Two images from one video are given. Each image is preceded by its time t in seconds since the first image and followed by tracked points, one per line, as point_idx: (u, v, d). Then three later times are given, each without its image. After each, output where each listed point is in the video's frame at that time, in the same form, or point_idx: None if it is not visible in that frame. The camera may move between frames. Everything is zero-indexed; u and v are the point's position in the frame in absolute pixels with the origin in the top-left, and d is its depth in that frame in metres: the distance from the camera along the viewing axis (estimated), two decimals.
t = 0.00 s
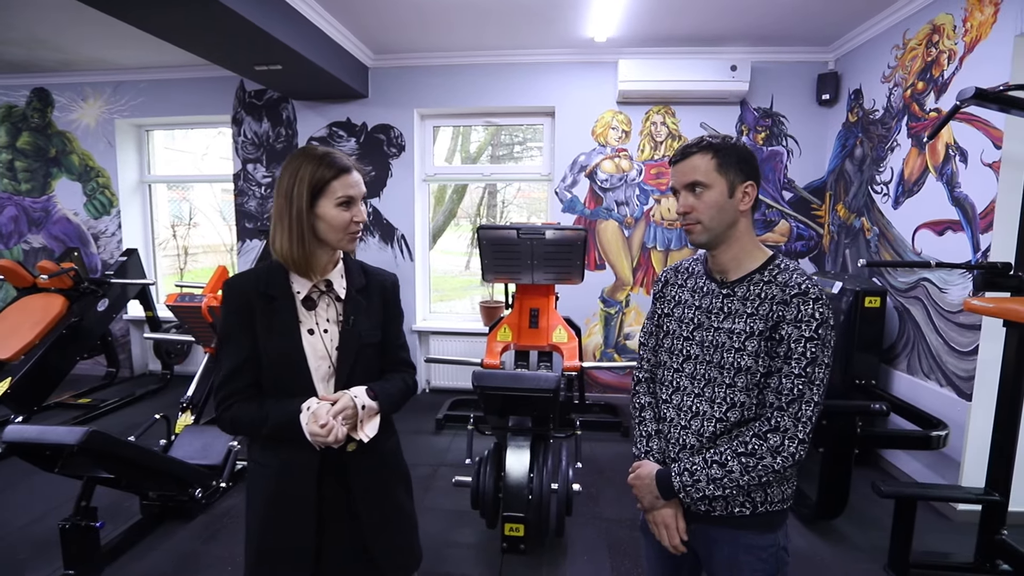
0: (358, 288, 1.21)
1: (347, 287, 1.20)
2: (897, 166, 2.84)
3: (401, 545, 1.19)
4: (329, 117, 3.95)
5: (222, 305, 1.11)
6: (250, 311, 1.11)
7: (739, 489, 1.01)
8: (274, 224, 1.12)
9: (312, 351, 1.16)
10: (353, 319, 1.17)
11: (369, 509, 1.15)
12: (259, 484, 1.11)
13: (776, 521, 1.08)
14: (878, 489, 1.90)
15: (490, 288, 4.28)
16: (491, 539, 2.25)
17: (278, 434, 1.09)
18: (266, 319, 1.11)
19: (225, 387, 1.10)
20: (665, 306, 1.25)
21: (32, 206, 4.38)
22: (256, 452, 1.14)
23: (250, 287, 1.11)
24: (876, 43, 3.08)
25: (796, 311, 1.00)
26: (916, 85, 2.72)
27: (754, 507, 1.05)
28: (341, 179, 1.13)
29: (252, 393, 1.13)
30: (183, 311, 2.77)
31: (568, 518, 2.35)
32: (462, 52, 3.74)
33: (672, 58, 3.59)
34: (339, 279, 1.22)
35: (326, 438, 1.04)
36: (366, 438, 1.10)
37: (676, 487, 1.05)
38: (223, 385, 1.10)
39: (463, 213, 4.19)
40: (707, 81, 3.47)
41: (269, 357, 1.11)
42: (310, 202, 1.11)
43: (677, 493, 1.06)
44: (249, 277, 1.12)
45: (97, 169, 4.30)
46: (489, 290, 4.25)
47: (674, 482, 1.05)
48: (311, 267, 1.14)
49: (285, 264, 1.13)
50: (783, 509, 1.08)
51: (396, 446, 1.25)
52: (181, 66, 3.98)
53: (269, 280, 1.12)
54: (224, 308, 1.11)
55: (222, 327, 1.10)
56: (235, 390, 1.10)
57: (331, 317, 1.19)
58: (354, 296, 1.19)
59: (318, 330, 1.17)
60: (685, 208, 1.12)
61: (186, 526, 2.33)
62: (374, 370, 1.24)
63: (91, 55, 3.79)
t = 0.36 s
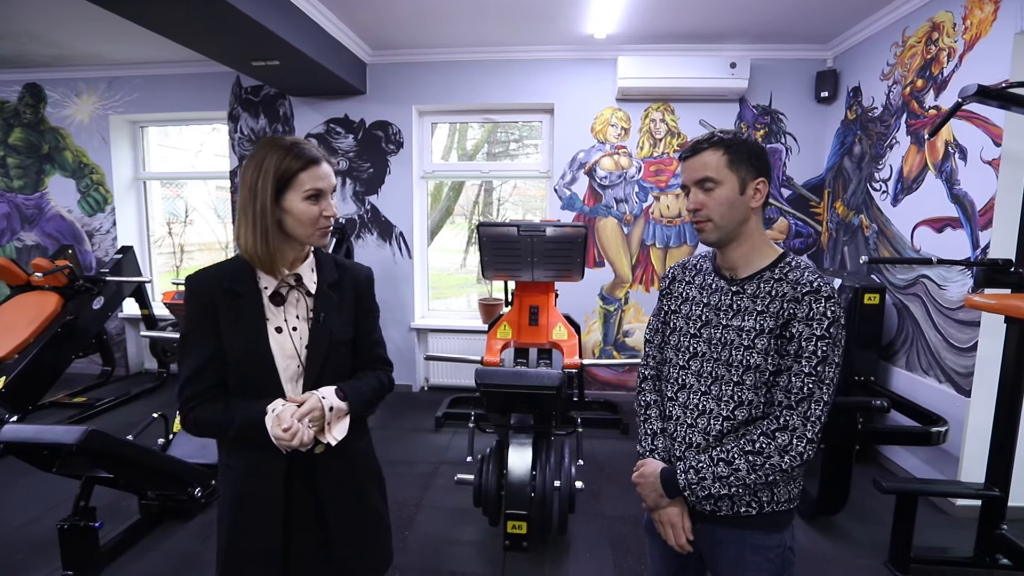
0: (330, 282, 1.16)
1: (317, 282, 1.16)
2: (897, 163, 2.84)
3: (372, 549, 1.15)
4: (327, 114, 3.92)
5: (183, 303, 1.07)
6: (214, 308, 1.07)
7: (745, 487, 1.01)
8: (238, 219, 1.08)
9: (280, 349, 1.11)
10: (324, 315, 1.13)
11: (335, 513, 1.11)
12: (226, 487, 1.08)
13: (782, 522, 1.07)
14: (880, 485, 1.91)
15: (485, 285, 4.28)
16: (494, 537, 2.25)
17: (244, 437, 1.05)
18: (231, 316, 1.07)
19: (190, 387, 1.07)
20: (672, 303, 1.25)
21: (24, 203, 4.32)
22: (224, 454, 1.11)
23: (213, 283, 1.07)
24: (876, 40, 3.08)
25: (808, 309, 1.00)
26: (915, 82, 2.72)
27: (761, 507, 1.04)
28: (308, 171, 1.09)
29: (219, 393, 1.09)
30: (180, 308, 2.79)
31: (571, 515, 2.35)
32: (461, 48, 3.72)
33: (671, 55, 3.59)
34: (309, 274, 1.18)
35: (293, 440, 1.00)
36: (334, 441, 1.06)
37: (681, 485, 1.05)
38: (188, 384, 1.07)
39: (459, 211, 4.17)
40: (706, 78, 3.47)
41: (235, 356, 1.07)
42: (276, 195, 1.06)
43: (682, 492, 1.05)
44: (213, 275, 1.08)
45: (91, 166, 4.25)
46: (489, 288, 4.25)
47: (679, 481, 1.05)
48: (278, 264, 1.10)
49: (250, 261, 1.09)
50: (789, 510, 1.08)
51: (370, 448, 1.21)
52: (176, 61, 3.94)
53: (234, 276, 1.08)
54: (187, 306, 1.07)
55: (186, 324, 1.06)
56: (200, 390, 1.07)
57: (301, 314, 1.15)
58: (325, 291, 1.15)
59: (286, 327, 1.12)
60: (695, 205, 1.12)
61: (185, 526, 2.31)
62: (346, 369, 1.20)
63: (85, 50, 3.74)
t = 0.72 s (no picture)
0: (306, 287, 1.14)
1: (294, 287, 1.14)
2: (896, 163, 2.86)
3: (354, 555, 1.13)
4: (326, 112, 3.91)
5: (154, 311, 1.02)
6: (186, 316, 1.02)
7: (744, 491, 1.01)
8: (208, 221, 1.05)
9: (257, 356, 1.08)
10: (301, 321, 1.11)
11: (318, 518, 1.10)
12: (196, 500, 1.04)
13: (780, 524, 1.08)
14: (880, 482, 1.95)
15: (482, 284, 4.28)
16: (496, 536, 2.25)
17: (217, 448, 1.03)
18: (205, 322, 1.03)
19: (160, 396, 1.03)
20: (674, 302, 1.25)
21: (20, 202, 4.29)
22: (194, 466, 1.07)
23: (186, 289, 1.03)
24: (875, 40, 3.09)
25: (807, 316, 1.00)
26: (914, 82, 2.74)
27: (759, 508, 1.05)
28: (278, 169, 1.07)
29: (192, 401, 1.06)
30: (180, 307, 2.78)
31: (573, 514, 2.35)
32: (461, 46, 3.71)
33: (671, 54, 3.59)
34: (285, 278, 1.15)
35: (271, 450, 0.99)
36: (315, 453, 1.07)
37: (679, 482, 1.05)
38: (160, 394, 1.03)
39: (457, 209, 4.17)
40: (705, 78, 3.47)
41: (209, 364, 1.03)
42: (245, 195, 1.04)
43: (681, 489, 1.05)
44: (184, 279, 1.04)
45: (88, 164, 4.22)
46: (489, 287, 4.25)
47: (678, 477, 1.05)
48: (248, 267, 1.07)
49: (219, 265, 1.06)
50: (787, 512, 1.08)
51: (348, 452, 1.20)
52: (174, 59, 3.92)
53: (208, 281, 1.05)
54: (155, 311, 1.02)
55: (155, 332, 1.02)
56: (172, 399, 1.03)
57: (277, 319, 1.12)
58: (302, 296, 1.12)
59: (263, 334, 1.09)
60: (704, 206, 1.12)
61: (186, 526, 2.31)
62: (323, 376, 1.18)
63: (81, 47, 3.71)
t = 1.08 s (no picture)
0: (301, 293, 1.14)
1: (289, 294, 1.13)
2: (893, 164, 2.88)
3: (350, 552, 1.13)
4: (326, 112, 3.90)
5: (141, 318, 0.98)
6: (179, 325, 0.99)
7: (752, 495, 1.02)
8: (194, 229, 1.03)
9: (255, 364, 1.06)
10: (298, 328, 1.10)
11: (318, 519, 1.09)
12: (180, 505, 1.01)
13: (782, 522, 1.09)
14: (880, 481, 1.98)
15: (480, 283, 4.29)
16: (498, 536, 2.26)
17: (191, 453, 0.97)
18: (200, 332, 1.00)
19: (149, 404, 0.99)
20: (674, 304, 1.26)
21: (16, 202, 4.26)
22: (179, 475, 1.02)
23: (181, 298, 1.00)
24: (873, 41, 3.11)
25: (806, 320, 1.02)
26: (912, 84, 2.76)
27: (764, 507, 1.04)
28: (255, 163, 1.05)
29: (181, 407, 1.02)
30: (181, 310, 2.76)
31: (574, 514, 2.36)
32: (460, 46, 3.71)
33: (671, 54, 3.60)
34: (280, 285, 1.13)
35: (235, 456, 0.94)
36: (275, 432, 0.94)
37: (686, 486, 1.06)
38: (147, 401, 0.99)
39: (455, 209, 4.17)
40: (705, 78, 3.49)
41: (203, 374, 0.99)
42: (225, 194, 1.02)
43: (687, 491, 1.06)
44: (177, 288, 1.01)
45: (85, 164, 4.20)
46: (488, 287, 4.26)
47: (686, 480, 1.06)
48: (237, 269, 1.04)
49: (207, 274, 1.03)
50: (788, 511, 1.09)
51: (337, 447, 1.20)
52: (172, 58, 3.90)
53: (201, 290, 1.01)
54: (142, 317, 0.98)
55: (144, 340, 0.97)
56: (160, 405, 0.99)
57: (273, 326, 1.11)
58: (297, 303, 1.12)
59: (260, 342, 1.08)
60: (710, 204, 1.14)
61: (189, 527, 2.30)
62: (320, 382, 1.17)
63: (78, 46, 3.69)
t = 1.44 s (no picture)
0: (296, 295, 1.13)
1: (284, 295, 1.12)
2: (892, 164, 2.89)
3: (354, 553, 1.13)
4: (325, 112, 3.89)
5: (139, 319, 0.99)
6: (176, 327, 1.00)
7: (754, 488, 1.03)
8: (189, 230, 1.03)
9: (254, 365, 1.06)
10: (295, 329, 1.10)
11: (324, 518, 1.10)
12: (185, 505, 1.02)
13: (786, 520, 1.10)
14: (880, 480, 2.00)
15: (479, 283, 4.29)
16: (500, 536, 2.26)
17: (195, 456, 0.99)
18: (197, 332, 1.00)
19: (150, 403, 1.01)
20: (681, 307, 1.26)
21: (14, 202, 4.25)
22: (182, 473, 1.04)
23: (178, 301, 1.01)
24: (872, 42, 3.12)
25: (817, 314, 1.02)
26: (911, 85, 2.77)
27: (766, 505, 1.07)
28: (254, 168, 1.04)
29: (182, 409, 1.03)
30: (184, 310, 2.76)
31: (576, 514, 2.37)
32: (460, 46, 3.71)
33: (671, 55, 3.61)
34: (277, 287, 1.12)
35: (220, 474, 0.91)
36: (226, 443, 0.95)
37: (690, 486, 1.07)
38: (148, 401, 1.01)
39: (454, 209, 4.17)
40: (705, 79, 3.49)
41: (200, 376, 1.00)
42: (222, 198, 1.01)
43: (692, 492, 1.07)
44: (173, 291, 1.02)
45: (83, 164, 4.19)
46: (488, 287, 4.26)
47: (689, 481, 1.07)
48: (229, 273, 1.04)
49: (200, 276, 1.03)
50: (793, 507, 1.11)
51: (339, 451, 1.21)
52: (171, 58, 3.89)
53: (197, 291, 1.02)
54: (139, 319, 0.99)
55: (144, 342, 0.99)
56: (161, 407, 1.01)
57: (270, 328, 1.09)
58: (292, 304, 1.11)
59: (257, 343, 1.07)
60: (713, 205, 1.15)
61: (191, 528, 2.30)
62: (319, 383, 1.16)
63: (77, 46, 3.68)
